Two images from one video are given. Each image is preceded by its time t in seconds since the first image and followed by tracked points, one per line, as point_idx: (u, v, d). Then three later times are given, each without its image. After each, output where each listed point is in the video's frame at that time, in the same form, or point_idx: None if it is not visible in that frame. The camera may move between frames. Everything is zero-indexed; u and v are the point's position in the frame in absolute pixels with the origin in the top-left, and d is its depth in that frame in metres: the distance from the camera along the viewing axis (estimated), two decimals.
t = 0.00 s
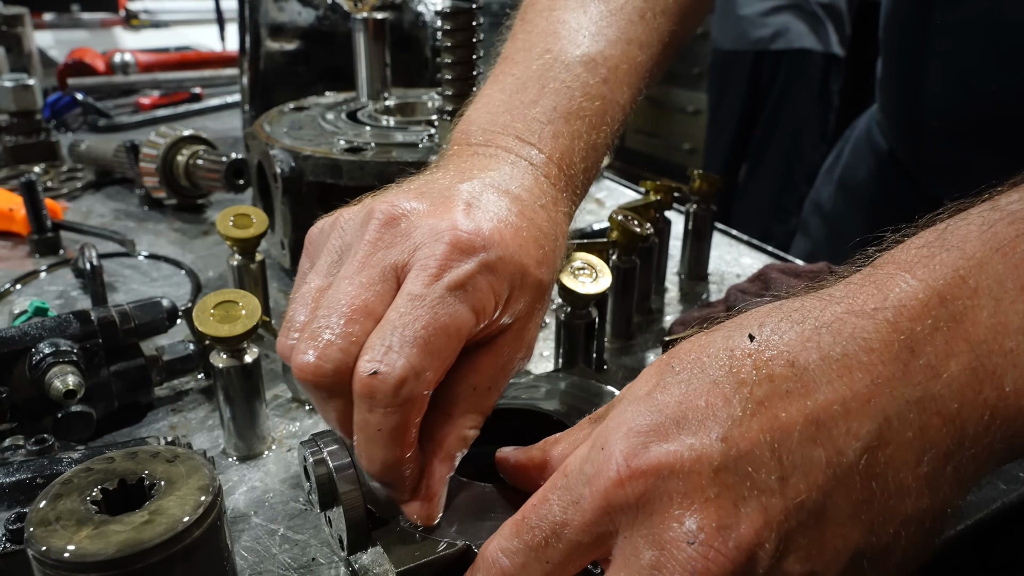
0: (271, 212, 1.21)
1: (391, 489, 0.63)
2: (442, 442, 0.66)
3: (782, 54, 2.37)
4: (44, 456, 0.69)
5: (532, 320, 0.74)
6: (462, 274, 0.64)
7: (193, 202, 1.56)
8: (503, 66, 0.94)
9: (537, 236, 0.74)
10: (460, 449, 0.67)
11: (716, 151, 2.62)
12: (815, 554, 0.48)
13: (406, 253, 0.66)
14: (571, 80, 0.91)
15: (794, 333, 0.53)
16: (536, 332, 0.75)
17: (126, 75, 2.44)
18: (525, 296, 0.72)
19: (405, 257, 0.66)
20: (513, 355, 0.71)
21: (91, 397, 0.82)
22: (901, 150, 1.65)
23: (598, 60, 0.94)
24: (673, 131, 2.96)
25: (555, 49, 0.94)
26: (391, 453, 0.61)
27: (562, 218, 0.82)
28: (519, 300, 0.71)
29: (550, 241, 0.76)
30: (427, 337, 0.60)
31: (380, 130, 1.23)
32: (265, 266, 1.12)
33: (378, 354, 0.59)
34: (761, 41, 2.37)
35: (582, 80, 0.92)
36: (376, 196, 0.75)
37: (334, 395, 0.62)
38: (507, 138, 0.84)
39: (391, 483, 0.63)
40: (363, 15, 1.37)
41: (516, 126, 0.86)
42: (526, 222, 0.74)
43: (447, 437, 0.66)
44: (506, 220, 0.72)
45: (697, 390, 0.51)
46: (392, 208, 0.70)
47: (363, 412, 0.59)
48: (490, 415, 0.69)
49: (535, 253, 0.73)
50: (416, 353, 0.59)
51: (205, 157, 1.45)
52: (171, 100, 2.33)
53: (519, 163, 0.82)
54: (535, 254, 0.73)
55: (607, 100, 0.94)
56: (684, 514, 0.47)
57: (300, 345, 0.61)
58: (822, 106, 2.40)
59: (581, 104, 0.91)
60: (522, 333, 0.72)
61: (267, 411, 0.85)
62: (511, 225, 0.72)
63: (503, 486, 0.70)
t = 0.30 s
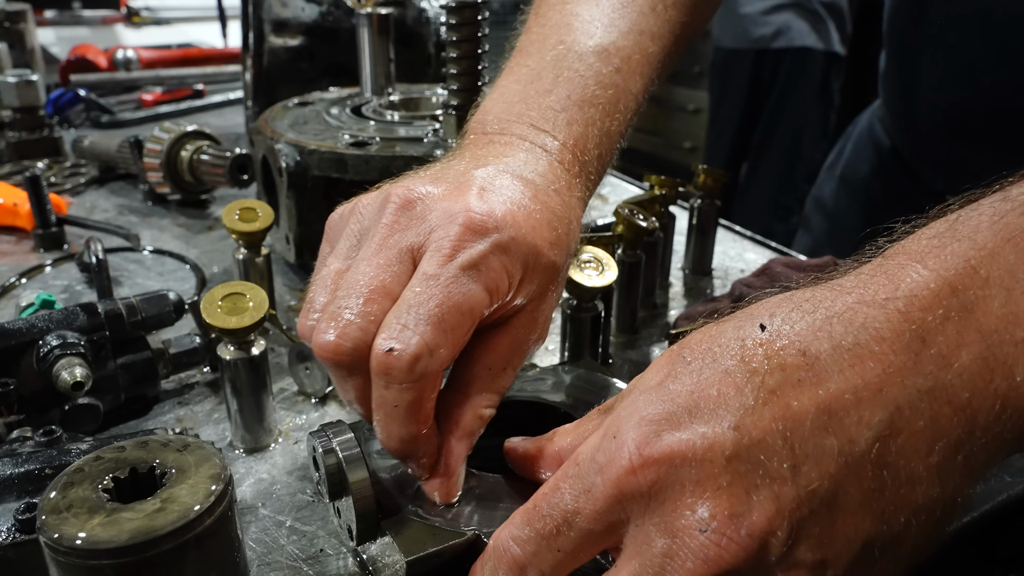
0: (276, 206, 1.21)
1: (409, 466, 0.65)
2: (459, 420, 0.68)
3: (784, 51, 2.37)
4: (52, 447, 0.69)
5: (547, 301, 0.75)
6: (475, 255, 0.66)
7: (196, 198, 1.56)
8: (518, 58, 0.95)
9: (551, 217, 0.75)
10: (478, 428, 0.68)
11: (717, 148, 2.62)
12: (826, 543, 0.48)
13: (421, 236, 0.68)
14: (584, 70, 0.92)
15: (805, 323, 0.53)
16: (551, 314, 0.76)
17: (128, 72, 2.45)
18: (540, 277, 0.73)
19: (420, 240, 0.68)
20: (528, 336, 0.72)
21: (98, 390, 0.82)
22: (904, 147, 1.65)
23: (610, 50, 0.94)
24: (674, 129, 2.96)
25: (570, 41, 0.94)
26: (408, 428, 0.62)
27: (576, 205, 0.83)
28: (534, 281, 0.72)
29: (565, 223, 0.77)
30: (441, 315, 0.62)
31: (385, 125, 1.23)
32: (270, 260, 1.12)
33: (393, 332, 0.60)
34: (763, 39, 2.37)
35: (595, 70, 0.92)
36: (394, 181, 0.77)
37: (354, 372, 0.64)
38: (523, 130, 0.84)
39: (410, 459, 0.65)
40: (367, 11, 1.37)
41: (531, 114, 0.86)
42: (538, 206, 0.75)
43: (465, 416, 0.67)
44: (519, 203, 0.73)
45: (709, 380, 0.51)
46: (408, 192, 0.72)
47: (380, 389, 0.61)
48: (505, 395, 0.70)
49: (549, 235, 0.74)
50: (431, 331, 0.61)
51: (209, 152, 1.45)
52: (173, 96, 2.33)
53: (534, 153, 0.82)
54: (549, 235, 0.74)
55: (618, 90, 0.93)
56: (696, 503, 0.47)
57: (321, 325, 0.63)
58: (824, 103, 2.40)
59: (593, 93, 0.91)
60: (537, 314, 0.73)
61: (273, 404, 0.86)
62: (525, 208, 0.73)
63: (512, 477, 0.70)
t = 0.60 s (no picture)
0: (279, 206, 1.21)
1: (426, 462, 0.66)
2: (474, 417, 0.69)
3: (785, 51, 2.37)
4: (57, 448, 0.69)
5: (556, 297, 0.76)
6: (487, 254, 0.66)
7: (199, 198, 1.56)
8: (521, 57, 0.95)
9: (560, 214, 0.76)
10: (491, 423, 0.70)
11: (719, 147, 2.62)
12: (832, 545, 0.48)
13: (433, 235, 0.69)
14: (589, 68, 0.92)
15: (810, 324, 0.53)
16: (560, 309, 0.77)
17: (129, 72, 2.45)
18: (551, 273, 0.74)
19: (432, 240, 0.68)
20: (538, 333, 0.74)
21: (102, 390, 0.82)
22: (907, 147, 1.65)
23: (615, 49, 0.94)
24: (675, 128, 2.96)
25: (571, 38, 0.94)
26: (425, 427, 0.64)
27: (584, 201, 0.83)
28: (544, 280, 0.73)
29: (573, 221, 0.78)
30: (457, 314, 0.63)
31: (387, 125, 1.23)
32: (274, 261, 1.12)
33: (410, 332, 0.61)
34: (763, 39, 2.37)
35: (599, 68, 0.92)
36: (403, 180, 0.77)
37: (370, 372, 0.64)
38: (529, 128, 0.84)
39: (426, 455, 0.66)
40: (369, 11, 1.37)
41: (537, 113, 0.86)
42: (548, 203, 0.76)
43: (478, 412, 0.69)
44: (529, 201, 0.74)
45: (713, 381, 0.51)
46: (418, 192, 0.72)
47: (398, 388, 0.62)
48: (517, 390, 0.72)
49: (559, 232, 0.75)
50: (447, 331, 0.62)
51: (211, 153, 1.45)
52: (175, 97, 2.33)
53: (539, 151, 0.82)
54: (558, 231, 0.75)
55: (621, 91, 0.94)
56: (701, 505, 0.47)
57: (336, 325, 0.64)
58: (825, 103, 2.40)
59: (598, 91, 0.91)
60: (546, 311, 0.74)
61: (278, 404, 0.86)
62: (534, 206, 0.74)
63: (516, 478, 0.70)
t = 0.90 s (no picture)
0: (281, 210, 1.21)
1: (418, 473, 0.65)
2: (468, 429, 0.68)
3: (785, 52, 2.37)
4: (59, 453, 0.69)
5: (559, 310, 0.75)
6: (485, 263, 0.66)
7: (200, 201, 1.56)
8: (526, 66, 0.95)
9: (563, 224, 0.76)
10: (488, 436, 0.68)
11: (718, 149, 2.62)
12: (837, 552, 0.48)
13: (431, 245, 0.69)
14: (594, 77, 0.92)
15: (815, 331, 0.53)
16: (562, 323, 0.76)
17: (132, 74, 2.42)
18: (551, 285, 0.73)
19: (430, 248, 0.68)
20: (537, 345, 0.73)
21: (104, 395, 0.82)
22: (910, 150, 1.65)
23: (620, 58, 0.94)
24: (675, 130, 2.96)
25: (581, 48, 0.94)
26: (417, 437, 0.63)
27: (587, 210, 0.82)
28: (544, 290, 0.72)
29: (575, 231, 0.77)
30: (452, 324, 0.62)
31: (389, 128, 1.23)
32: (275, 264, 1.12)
33: (404, 340, 0.61)
34: (763, 39, 2.37)
35: (605, 78, 0.92)
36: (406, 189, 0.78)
37: (364, 379, 0.64)
38: (534, 137, 0.85)
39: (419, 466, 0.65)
40: (371, 14, 1.37)
41: (542, 121, 0.87)
42: (550, 214, 0.75)
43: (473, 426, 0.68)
44: (530, 211, 0.73)
45: (719, 387, 0.51)
46: (418, 200, 0.72)
47: (390, 397, 0.61)
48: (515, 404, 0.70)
49: (560, 243, 0.74)
50: (440, 340, 0.61)
51: (213, 155, 1.45)
52: (176, 99, 2.33)
53: (543, 161, 0.82)
54: (560, 242, 0.74)
55: (629, 96, 0.94)
56: (706, 511, 0.47)
57: (331, 333, 0.64)
58: (824, 105, 2.40)
59: (604, 100, 0.91)
60: (547, 323, 0.73)
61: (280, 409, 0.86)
62: (535, 216, 0.74)
63: (520, 483, 0.70)
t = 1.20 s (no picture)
0: (287, 205, 1.21)
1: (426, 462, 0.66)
2: (478, 417, 0.68)
3: (787, 51, 2.36)
4: (67, 445, 0.69)
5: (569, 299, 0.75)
6: (495, 251, 0.66)
7: (204, 197, 1.56)
8: (533, 59, 0.94)
9: (570, 214, 0.76)
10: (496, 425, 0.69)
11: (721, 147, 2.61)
12: (857, 542, 0.48)
13: (441, 234, 0.69)
14: (600, 71, 0.90)
15: (833, 320, 0.53)
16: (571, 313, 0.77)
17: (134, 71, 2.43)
18: (560, 275, 0.73)
19: (440, 238, 0.69)
20: (547, 334, 0.73)
21: (111, 388, 0.82)
22: (918, 145, 1.64)
23: (627, 51, 0.93)
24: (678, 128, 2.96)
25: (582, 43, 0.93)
26: (428, 423, 0.63)
27: (595, 200, 0.82)
28: (554, 278, 0.73)
29: (584, 223, 0.77)
30: (462, 312, 0.63)
31: (394, 123, 1.23)
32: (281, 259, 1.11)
33: (414, 327, 0.62)
34: (765, 38, 2.37)
35: (611, 71, 0.91)
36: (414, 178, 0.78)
37: (375, 367, 0.65)
38: (542, 126, 0.84)
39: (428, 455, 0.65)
40: (376, 9, 1.37)
41: (547, 115, 0.86)
42: (560, 204, 0.75)
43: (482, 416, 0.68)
44: (538, 200, 0.74)
45: (737, 376, 0.51)
46: (428, 190, 0.73)
47: (400, 383, 0.62)
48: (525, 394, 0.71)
49: (569, 234, 0.74)
50: (451, 327, 0.62)
51: (217, 151, 1.45)
52: (179, 96, 2.33)
53: (553, 152, 0.82)
54: (568, 232, 0.74)
55: (635, 90, 0.93)
56: (725, 500, 0.47)
57: (342, 321, 0.65)
58: (826, 104, 2.39)
59: (609, 94, 0.90)
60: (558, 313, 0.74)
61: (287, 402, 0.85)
62: (545, 206, 0.74)
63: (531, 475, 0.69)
